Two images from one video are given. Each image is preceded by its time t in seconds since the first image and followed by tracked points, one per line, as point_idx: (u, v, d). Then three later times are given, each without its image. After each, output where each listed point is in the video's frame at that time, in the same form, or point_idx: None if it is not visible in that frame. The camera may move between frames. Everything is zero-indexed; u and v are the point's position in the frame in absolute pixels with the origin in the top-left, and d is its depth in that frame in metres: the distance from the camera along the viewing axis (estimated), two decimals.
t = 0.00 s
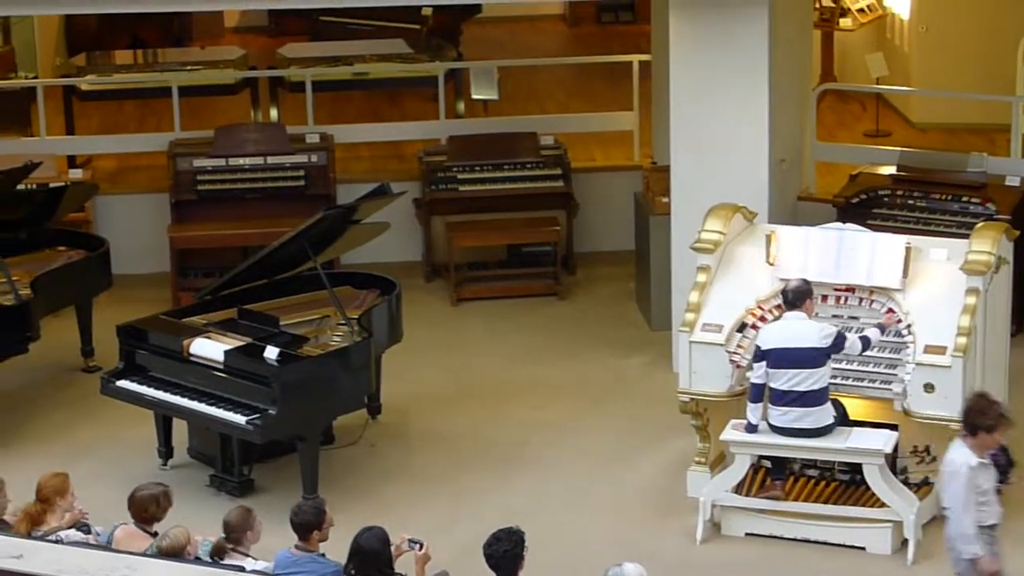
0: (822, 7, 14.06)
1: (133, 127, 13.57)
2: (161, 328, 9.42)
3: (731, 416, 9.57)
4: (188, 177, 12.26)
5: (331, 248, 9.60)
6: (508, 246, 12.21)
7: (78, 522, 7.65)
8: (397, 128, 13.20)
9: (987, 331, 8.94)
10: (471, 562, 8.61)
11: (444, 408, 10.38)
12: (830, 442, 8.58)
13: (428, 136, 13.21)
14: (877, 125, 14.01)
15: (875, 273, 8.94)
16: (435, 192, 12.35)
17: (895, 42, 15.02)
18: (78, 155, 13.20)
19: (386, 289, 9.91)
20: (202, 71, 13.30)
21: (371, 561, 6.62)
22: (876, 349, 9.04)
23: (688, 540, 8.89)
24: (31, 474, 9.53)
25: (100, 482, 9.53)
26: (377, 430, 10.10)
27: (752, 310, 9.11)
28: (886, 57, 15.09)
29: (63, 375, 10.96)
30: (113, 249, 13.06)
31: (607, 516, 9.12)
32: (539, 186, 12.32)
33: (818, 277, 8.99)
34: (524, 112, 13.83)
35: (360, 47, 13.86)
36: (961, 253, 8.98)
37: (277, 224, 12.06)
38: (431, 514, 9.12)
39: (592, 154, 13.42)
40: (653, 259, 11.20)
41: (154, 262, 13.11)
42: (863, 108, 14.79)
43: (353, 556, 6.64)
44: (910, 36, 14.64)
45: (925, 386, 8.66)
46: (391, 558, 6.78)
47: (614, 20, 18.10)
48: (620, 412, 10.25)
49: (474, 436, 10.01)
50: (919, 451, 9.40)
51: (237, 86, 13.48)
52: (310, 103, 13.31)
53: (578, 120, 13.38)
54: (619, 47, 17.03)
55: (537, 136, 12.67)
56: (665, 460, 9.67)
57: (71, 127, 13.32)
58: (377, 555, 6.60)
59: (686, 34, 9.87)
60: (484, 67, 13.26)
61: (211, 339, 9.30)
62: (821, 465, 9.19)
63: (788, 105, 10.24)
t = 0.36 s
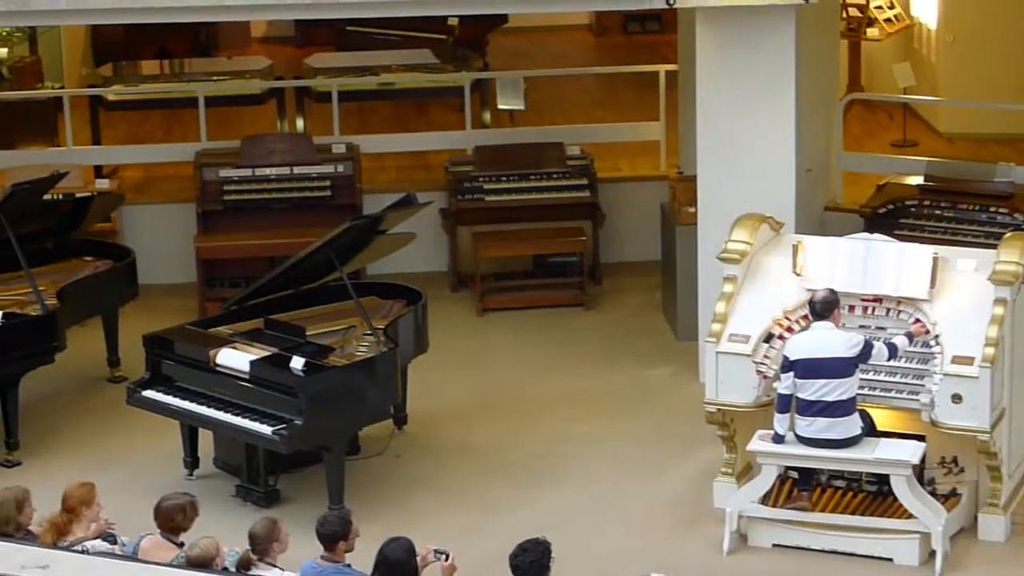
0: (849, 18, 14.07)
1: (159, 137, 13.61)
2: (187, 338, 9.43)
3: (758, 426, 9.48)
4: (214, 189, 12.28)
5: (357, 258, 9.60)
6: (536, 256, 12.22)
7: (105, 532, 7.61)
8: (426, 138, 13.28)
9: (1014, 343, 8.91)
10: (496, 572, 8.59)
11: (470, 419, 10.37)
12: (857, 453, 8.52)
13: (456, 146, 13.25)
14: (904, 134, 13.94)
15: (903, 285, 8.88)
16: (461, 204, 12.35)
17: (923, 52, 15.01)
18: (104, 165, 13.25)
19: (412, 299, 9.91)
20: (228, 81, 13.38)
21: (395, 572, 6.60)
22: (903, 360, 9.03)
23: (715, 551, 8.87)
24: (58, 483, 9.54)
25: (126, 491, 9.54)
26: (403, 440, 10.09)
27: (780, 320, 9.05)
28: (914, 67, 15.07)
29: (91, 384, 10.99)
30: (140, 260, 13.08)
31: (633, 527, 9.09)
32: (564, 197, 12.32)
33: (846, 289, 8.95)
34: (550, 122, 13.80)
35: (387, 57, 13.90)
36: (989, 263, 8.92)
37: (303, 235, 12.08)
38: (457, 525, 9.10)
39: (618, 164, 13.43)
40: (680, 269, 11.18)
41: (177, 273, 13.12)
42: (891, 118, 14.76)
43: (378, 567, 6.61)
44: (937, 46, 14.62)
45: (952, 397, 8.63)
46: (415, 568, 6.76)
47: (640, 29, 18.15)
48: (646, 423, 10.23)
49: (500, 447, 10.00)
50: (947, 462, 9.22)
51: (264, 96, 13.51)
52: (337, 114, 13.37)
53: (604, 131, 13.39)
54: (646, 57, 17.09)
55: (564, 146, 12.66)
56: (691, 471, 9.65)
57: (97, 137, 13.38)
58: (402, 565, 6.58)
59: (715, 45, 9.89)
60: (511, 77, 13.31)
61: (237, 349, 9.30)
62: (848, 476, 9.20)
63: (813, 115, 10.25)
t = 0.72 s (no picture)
0: (868, 28, 14.11)
1: (180, 148, 13.68)
2: (208, 349, 9.43)
3: (777, 437, 9.47)
4: (235, 200, 12.32)
5: (377, 269, 9.62)
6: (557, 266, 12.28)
7: (126, 543, 7.55)
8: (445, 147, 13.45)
9: None
10: None
11: (490, 430, 10.38)
12: (877, 464, 8.49)
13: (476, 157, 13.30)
14: (923, 145, 13.97)
15: (922, 295, 8.83)
16: (481, 215, 12.40)
17: (942, 62, 15.02)
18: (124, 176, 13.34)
19: (432, 310, 9.94)
20: (249, 93, 13.56)
21: None
22: (922, 370, 8.93)
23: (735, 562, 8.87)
24: (81, 493, 9.57)
25: (147, 502, 9.56)
26: (423, 451, 10.10)
27: (798, 330, 8.96)
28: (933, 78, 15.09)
29: (112, 395, 11.02)
30: (160, 271, 13.12)
31: (652, 537, 9.09)
32: (584, 209, 12.37)
33: (865, 298, 8.89)
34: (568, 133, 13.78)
35: (406, 69, 13.99)
36: (1009, 273, 8.84)
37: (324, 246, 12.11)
38: (476, 536, 9.10)
39: (638, 176, 13.47)
40: (699, 280, 11.20)
41: (195, 284, 13.15)
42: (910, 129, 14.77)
43: None
44: (956, 57, 14.64)
45: (972, 407, 8.53)
46: None
47: (659, 42, 18.24)
48: (665, 434, 10.23)
49: (519, 458, 10.01)
50: (966, 473, 9.14)
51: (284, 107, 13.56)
52: (357, 125, 13.42)
53: (623, 142, 13.42)
54: (666, 69, 17.18)
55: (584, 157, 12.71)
56: (710, 482, 9.65)
57: (118, 147, 13.53)
58: None
59: (738, 60, 9.97)
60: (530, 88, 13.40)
61: (257, 360, 9.32)
62: (868, 487, 9.16)
63: (832, 128, 10.28)
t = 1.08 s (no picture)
0: (895, 39, 14.12)
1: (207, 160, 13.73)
2: (235, 360, 9.44)
3: (804, 448, 9.46)
4: (261, 211, 12.36)
5: (403, 280, 9.63)
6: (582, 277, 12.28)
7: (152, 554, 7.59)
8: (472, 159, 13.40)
9: None
10: None
11: (516, 441, 10.38)
12: (905, 476, 8.44)
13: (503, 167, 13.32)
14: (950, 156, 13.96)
15: (949, 306, 8.76)
16: (509, 225, 12.41)
17: (969, 73, 15.00)
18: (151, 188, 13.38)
19: (458, 321, 9.94)
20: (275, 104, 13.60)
21: None
22: (948, 382, 8.85)
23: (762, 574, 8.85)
24: (109, 504, 9.59)
25: (174, 513, 9.58)
26: (448, 462, 10.11)
27: (826, 342, 8.92)
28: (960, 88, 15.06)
29: (139, 406, 11.05)
30: (187, 282, 13.16)
31: (678, 548, 9.08)
32: (610, 220, 12.38)
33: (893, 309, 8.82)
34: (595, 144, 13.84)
35: (433, 80, 14.00)
36: None
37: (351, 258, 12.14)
38: (502, 547, 9.10)
39: (665, 187, 13.46)
40: (725, 291, 11.20)
41: (221, 296, 13.18)
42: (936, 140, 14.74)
43: None
44: (983, 68, 14.62)
45: (999, 419, 8.48)
46: None
47: (685, 52, 18.24)
48: (692, 446, 10.22)
49: (545, 469, 10.01)
50: (994, 485, 9.02)
51: (311, 118, 13.59)
52: (383, 137, 13.44)
53: (649, 153, 13.43)
54: (692, 80, 17.20)
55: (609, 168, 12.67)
56: (737, 494, 9.63)
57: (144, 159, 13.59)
58: None
59: (765, 71, 9.96)
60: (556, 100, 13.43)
61: (284, 371, 9.33)
62: (895, 498, 9.06)
63: (857, 139, 10.27)
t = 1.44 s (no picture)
0: (919, 49, 14.12)
1: (230, 171, 13.75)
2: (257, 372, 9.44)
3: (827, 459, 9.47)
4: (284, 222, 12.38)
5: (426, 291, 9.63)
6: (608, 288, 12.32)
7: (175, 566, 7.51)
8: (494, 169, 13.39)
9: None
10: None
11: (538, 452, 10.37)
12: (925, 487, 8.33)
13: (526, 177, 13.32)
14: (974, 166, 13.88)
15: (973, 317, 8.68)
16: (532, 236, 12.38)
17: (992, 83, 14.96)
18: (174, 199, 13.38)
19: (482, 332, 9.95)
20: (298, 114, 13.60)
21: None
22: (969, 392, 8.81)
23: None
24: (132, 515, 9.60)
25: (197, 524, 9.59)
26: (471, 473, 10.10)
27: (849, 352, 8.85)
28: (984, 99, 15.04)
29: (162, 417, 11.07)
30: (211, 294, 13.18)
31: (700, 559, 9.05)
32: (633, 230, 12.38)
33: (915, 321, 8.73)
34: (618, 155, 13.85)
35: (456, 90, 14.01)
36: None
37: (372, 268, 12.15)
38: (524, 558, 9.08)
39: (688, 198, 13.44)
40: (748, 302, 11.18)
41: (245, 306, 13.20)
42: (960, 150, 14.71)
43: None
44: (1007, 78, 14.58)
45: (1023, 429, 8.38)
46: None
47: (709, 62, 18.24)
48: (715, 458, 10.20)
49: (568, 480, 9.99)
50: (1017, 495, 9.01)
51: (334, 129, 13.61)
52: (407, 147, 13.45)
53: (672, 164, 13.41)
54: (717, 90, 17.20)
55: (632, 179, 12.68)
56: (760, 505, 9.61)
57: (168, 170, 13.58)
58: None
59: (789, 82, 9.94)
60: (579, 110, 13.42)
61: (306, 382, 9.33)
62: (918, 509, 9.00)
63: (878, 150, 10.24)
